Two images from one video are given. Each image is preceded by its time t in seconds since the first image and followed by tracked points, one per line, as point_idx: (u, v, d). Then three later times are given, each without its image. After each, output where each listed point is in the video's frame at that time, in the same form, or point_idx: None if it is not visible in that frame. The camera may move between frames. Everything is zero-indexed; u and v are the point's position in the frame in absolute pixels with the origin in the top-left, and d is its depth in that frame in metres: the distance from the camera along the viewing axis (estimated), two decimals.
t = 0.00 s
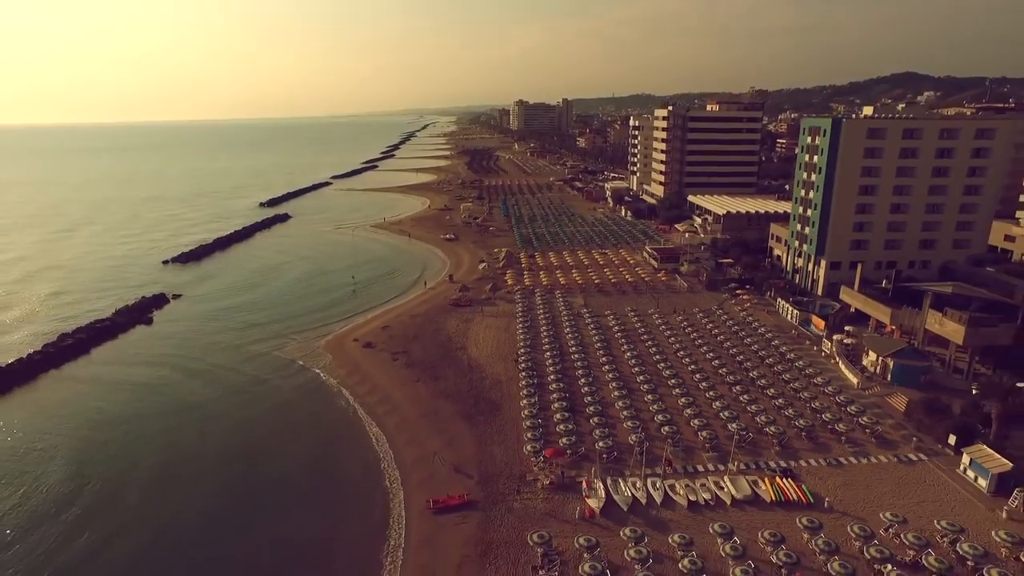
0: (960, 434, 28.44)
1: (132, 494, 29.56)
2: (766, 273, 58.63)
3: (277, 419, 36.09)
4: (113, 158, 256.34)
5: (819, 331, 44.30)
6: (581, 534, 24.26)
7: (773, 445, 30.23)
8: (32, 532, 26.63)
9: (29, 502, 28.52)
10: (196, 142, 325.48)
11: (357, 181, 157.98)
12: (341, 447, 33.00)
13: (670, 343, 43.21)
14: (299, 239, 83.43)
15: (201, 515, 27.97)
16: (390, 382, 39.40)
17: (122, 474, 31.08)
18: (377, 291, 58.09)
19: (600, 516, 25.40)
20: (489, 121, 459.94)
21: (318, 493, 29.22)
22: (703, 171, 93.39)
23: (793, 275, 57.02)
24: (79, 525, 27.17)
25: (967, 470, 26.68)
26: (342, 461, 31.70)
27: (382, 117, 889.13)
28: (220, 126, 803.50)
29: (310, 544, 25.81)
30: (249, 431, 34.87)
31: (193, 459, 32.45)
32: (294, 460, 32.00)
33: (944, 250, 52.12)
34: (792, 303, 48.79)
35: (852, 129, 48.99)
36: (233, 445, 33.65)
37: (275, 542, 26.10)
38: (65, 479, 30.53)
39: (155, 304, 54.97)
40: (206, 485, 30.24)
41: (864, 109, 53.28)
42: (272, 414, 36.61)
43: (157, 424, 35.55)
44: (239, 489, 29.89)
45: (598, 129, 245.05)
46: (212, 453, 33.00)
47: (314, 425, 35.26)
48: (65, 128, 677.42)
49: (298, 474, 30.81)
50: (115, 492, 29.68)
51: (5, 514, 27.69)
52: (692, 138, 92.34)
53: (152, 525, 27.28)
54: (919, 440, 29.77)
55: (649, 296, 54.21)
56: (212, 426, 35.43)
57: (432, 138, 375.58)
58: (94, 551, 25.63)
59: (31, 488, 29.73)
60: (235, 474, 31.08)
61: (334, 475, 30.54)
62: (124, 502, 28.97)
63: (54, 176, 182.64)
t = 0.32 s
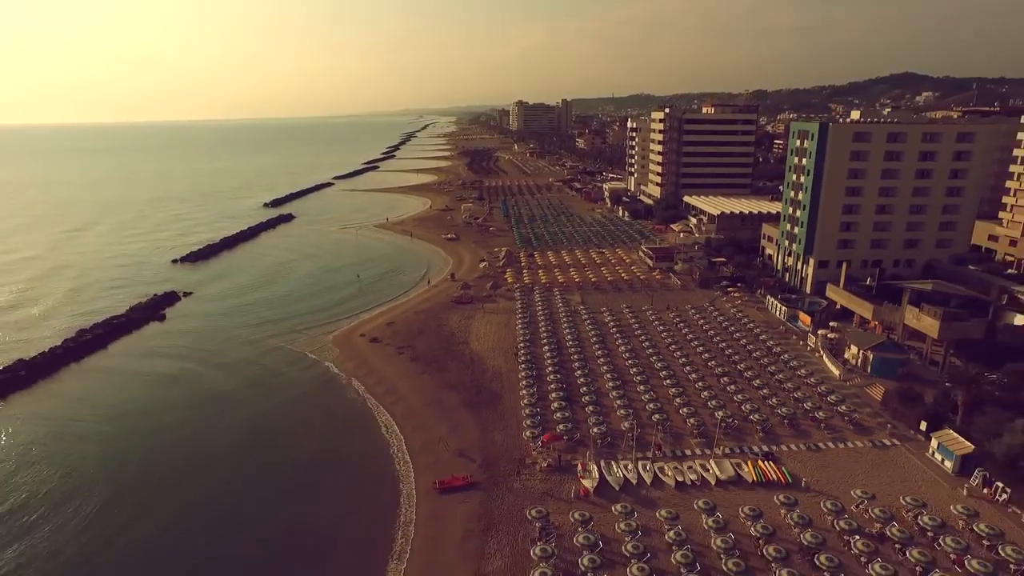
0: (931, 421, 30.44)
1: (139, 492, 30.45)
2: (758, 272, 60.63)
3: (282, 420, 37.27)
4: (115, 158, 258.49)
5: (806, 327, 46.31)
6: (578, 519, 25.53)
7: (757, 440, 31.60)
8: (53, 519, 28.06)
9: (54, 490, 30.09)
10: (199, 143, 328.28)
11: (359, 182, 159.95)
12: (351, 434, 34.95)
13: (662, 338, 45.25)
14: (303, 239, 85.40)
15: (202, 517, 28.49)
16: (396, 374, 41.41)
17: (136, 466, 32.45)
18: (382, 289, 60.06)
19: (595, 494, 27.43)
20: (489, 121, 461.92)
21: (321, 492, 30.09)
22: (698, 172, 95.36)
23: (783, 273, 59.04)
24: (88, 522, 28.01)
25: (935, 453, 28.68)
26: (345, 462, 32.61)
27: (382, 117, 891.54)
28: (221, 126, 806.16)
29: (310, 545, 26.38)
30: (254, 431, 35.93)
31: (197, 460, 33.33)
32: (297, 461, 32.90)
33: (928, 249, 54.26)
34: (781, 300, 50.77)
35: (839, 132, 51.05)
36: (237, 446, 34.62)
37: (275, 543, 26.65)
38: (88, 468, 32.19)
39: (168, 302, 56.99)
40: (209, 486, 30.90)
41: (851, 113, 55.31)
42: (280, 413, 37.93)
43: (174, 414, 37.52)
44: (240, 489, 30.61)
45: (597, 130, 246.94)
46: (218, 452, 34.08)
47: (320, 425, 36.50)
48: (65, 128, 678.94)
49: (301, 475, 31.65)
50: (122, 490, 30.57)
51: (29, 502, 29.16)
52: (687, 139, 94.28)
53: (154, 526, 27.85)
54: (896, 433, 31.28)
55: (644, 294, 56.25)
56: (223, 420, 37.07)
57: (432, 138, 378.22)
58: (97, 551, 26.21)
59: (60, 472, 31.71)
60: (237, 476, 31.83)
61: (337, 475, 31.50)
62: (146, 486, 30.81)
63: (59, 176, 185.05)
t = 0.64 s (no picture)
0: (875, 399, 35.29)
1: (145, 492, 32.06)
2: (740, 270, 65.52)
3: (284, 424, 38.86)
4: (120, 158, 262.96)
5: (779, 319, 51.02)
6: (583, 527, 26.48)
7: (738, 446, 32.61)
8: (124, 480, 32.90)
9: (116, 459, 34.77)
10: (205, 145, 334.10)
11: (362, 183, 164.70)
12: (372, 412, 39.80)
13: (649, 329, 50.07)
14: (314, 240, 90.18)
15: (201, 518, 29.83)
16: (408, 362, 46.26)
17: (186, 438, 37.22)
18: (392, 287, 64.90)
19: (585, 457, 32.22)
20: (488, 122, 466.54)
21: (322, 490, 31.92)
22: (688, 176, 100.25)
23: (763, 271, 63.84)
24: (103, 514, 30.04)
25: (876, 425, 33.48)
26: (344, 467, 34.09)
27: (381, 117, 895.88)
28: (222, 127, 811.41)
29: (307, 544, 27.96)
30: (275, 419, 39.14)
31: (196, 461, 34.91)
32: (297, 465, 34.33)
33: (894, 250, 59.10)
34: (758, 296, 55.52)
35: (811, 143, 55.90)
36: (237, 449, 36.20)
37: (273, 543, 28.09)
38: (141, 442, 36.58)
39: (195, 298, 61.91)
40: (207, 488, 32.30)
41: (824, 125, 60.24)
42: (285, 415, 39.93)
43: (215, 396, 42.33)
44: (240, 489, 32.18)
45: (594, 132, 251.79)
46: (222, 450, 36.06)
47: (320, 428, 38.33)
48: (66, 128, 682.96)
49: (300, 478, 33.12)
50: (176, 456, 35.30)
51: (95, 468, 33.83)
52: (678, 145, 99.11)
53: (155, 527, 29.15)
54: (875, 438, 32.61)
55: (634, 290, 61.10)
56: (254, 403, 41.19)
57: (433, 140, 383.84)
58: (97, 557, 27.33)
59: (123, 445, 36.55)
60: (235, 479, 33.13)
61: (339, 475, 33.39)
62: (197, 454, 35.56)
63: (69, 177, 189.74)
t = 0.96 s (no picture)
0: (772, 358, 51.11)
1: (271, 416, 47.22)
2: (701, 270, 81.42)
3: (300, 428, 45.40)
4: (142, 163, 279.03)
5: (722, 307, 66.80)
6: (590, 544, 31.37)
7: (681, 418, 43.53)
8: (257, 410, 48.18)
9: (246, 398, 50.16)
10: (213, 151, 349.29)
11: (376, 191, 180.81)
12: (420, 369, 55.53)
13: (623, 315, 65.95)
14: (347, 245, 106.07)
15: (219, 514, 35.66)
16: (443, 337, 62.16)
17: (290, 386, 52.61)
18: (420, 284, 80.75)
19: (572, 395, 47.96)
20: (486, 127, 483.14)
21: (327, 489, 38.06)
22: (666, 190, 116.39)
23: (719, 271, 79.75)
24: (216, 457, 41.56)
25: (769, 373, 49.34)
26: (345, 472, 39.84)
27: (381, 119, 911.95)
28: (225, 129, 825.25)
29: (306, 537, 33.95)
30: (351, 375, 54.71)
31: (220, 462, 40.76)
32: (303, 466, 40.46)
33: (819, 254, 74.95)
34: (709, 290, 71.32)
35: (751, 171, 71.89)
36: (279, 431, 44.83)
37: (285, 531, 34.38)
38: (260, 388, 52.01)
39: (263, 293, 77.71)
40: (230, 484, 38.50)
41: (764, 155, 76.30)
42: (313, 405, 49.04)
43: (302, 361, 57.87)
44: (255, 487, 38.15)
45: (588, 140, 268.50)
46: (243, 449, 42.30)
47: (331, 425, 45.74)
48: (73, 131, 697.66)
49: (307, 479, 38.97)
50: (287, 396, 50.68)
51: (234, 404, 49.19)
52: (658, 163, 115.28)
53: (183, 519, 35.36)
54: (819, 455, 38.01)
55: (614, 286, 77.03)
56: (333, 365, 56.84)
57: (432, 142, 399.63)
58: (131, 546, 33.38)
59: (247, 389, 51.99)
60: (247, 478, 39.14)
61: (405, 405, 49.00)
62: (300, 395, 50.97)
63: (102, 182, 205.51)
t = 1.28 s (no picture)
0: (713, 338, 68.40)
1: (341, 380, 63.99)
2: (672, 272, 98.68)
3: (365, 386, 62.30)
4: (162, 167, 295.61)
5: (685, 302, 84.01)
6: (576, 453, 48.33)
7: (641, 378, 60.79)
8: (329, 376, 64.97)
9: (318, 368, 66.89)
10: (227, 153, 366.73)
11: (390, 198, 198.10)
12: (449, 348, 72.68)
13: (605, 307, 83.22)
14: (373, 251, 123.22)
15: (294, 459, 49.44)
16: (465, 325, 79.43)
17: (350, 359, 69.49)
18: (441, 285, 97.85)
19: (565, 363, 65.47)
20: (486, 131, 500.35)
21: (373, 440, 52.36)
22: (649, 202, 133.73)
23: (686, 273, 97.04)
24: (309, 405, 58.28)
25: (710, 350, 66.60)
26: (384, 433, 53.60)
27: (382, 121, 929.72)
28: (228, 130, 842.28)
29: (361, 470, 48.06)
30: (396, 352, 71.67)
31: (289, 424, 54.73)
32: (353, 427, 54.45)
33: (766, 259, 92.23)
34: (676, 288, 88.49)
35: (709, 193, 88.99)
36: (335, 400, 59.42)
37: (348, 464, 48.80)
38: (327, 361, 68.84)
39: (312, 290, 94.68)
40: (303, 436, 52.76)
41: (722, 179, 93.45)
42: (371, 372, 65.94)
43: (355, 342, 74.78)
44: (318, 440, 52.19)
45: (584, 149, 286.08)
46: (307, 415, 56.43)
47: (374, 395, 60.34)
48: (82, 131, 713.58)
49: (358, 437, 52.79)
50: (349, 366, 67.54)
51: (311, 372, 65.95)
52: (642, 179, 132.63)
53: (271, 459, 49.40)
54: (734, 402, 54.94)
55: (600, 285, 94.35)
56: (380, 345, 73.78)
57: (434, 147, 416.98)
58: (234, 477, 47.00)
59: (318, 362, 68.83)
60: (314, 433, 53.36)
61: (440, 372, 66.09)
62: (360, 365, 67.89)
63: (133, 185, 222.52)
